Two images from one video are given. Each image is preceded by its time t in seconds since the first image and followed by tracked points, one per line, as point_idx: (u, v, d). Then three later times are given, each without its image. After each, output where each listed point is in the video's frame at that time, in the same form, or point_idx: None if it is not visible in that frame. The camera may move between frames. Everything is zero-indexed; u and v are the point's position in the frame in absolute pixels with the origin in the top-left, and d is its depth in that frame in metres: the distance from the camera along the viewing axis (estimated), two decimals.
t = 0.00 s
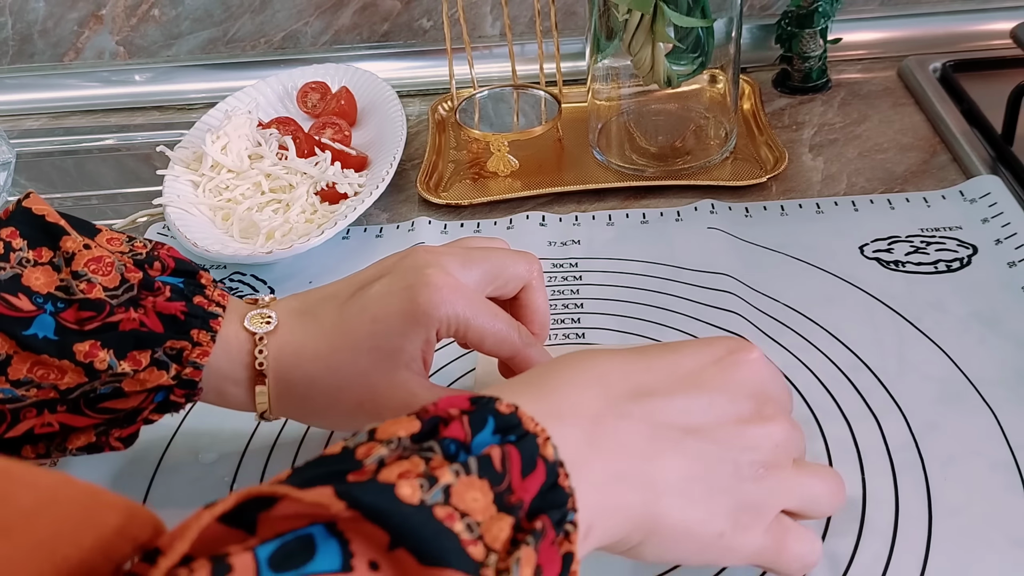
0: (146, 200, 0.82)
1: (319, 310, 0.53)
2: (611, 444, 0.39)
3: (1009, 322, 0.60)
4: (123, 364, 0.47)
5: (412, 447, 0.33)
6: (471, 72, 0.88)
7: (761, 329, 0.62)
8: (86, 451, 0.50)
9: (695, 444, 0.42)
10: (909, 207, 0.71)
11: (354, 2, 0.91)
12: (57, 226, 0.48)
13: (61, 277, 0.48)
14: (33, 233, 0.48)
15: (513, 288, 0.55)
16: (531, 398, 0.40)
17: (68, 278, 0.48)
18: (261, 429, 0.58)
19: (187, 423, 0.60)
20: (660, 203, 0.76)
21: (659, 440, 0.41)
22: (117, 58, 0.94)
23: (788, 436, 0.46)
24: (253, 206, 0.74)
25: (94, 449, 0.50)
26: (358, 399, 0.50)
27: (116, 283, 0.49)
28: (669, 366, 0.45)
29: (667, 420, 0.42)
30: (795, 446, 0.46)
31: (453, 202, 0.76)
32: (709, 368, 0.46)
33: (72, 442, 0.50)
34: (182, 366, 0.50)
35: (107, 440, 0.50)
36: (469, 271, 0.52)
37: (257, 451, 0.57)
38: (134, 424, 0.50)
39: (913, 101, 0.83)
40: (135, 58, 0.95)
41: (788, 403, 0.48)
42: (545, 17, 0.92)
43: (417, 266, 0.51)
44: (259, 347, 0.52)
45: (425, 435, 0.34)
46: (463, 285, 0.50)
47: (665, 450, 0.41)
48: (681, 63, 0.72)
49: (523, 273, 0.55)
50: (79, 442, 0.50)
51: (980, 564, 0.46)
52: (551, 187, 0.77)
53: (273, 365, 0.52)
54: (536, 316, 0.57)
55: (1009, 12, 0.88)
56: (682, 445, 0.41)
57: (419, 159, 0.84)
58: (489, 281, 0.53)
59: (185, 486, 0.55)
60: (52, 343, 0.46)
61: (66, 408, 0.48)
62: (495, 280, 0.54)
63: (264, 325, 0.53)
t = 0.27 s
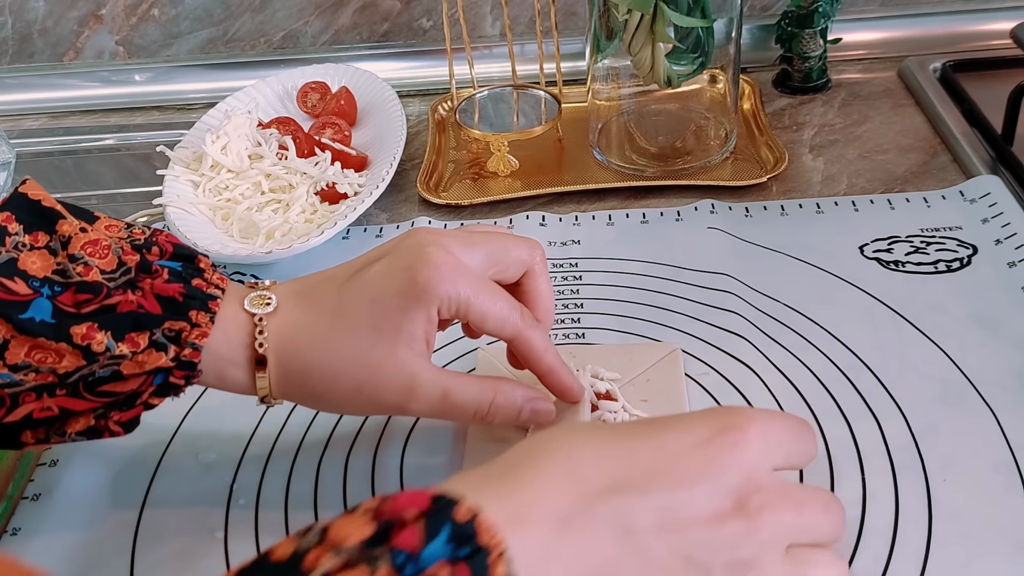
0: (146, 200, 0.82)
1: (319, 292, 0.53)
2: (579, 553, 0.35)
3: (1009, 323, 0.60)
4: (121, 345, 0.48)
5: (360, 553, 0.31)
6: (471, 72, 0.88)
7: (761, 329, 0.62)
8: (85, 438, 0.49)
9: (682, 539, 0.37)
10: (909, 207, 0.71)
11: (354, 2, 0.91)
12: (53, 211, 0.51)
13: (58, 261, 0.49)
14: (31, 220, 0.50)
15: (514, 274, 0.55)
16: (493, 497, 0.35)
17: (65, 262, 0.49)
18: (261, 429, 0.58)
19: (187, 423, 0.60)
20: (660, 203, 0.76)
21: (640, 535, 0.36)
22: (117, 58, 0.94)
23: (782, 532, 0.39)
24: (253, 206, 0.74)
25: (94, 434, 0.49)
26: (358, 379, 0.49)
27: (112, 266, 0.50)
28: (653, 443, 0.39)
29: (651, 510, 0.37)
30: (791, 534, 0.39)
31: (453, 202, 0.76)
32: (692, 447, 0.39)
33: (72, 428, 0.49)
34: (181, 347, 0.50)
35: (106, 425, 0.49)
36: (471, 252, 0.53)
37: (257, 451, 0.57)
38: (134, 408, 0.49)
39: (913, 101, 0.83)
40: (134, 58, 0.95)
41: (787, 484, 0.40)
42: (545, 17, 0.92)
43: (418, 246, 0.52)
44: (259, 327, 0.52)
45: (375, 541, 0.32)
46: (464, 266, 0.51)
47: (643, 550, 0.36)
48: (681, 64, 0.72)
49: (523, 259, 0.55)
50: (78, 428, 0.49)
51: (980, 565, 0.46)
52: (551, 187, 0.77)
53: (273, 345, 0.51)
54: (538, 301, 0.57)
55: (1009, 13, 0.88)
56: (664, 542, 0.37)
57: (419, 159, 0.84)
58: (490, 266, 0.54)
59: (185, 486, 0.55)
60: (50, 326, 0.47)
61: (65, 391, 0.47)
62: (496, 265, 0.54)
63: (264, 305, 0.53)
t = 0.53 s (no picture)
0: (146, 200, 0.82)
1: (341, 288, 0.52)
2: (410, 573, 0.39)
3: (1009, 322, 0.60)
4: (144, 338, 0.47)
5: None
6: (471, 72, 0.88)
7: (761, 329, 0.62)
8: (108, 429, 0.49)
9: (464, 489, 0.39)
10: (909, 207, 0.71)
11: (354, 2, 0.91)
12: (76, 203, 0.50)
13: (81, 254, 0.49)
14: (53, 211, 0.50)
15: (536, 280, 0.55)
16: (279, 508, 0.40)
17: (88, 255, 0.49)
18: (261, 429, 0.59)
19: (187, 422, 0.60)
20: (660, 203, 0.76)
21: (419, 499, 0.39)
22: (117, 58, 0.94)
23: (527, 454, 0.42)
24: (252, 206, 0.74)
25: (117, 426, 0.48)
26: (380, 379, 0.49)
27: (136, 259, 0.50)
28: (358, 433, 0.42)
29: (412, 476, 0.40)
30: (520, 465, 0.41)
31: (453, 202, 0.76)
32: (407, 421, 0.41)
33: (94, 418, 0.48)
34: (203, 341, 0.49)
35: (129, 416, 0.48)
36: (492, 257, 0.52)
37: (257, 450, 0.57)
38: (157, 400, 0.48)
39: (913, 101, 0.83)
40: (134, 58, 0.95)
41: (493, 428, 0.42)
42: (545, 17, 0.92)
43: (442, 247, 0.51)
44: (282, 321, 0.51)
45: None
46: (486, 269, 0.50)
47: (445, 517, 0.39)
48: (681, 64, 0.72)
49: (545, 268, 0.55)
50: (100, 418, 0.48)
51: (979, 564, 0.46)
52: (552, 187, 0.77)
53: (297, 342, 0.51)
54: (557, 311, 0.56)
55: (1009, 13, 0.88)
56: (449, 493, 0.39)
57: (419, 159, 0.84)
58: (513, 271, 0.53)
59: (185, 485, 0.55)
60: (74, 318, 0.47)
61: (89, 383, 0.47)
62: (519, 271, 0.54)
63: (286, 300, 0.52)
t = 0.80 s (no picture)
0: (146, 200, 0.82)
1: (339, 259, 0.53)
2: None
3: (1009, 322, 0.60)
4: (147, 307, 0.46)
5: None
6: (471, 72, 0.88)
7: (761, 329, 0.62)
8: (110, 404, 0.47)
9: (487, 502, 0.42)
10: (909, 207, 0.71)
11: (354, 1, 0.91)
12: (76, 179, 0.50)
13: (82, 228, 0.48)
14: (52, 188, 0.49)
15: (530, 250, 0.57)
16: (309, 498, 0.43)
17: (89, 228, 0.48)
18: (261, 429, 0.58)
19: (187, 422, 0.60)
20: (660, 203, 0.76)
21: (443, 509, 0.42)
22: (117, 57, 0.94)
23: (550, 484, 0.45)
24: (252, 206, 0.75)
25: (118, 400, 0.47)
26: (378, 340, 0.48)
27: (137, 234, 0.49)
28: (391, 441, 0.46)
29: (439, 486, 0.43)
30: (542, 494, 0.44)
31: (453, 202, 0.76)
32: (442, 436, 0.45)
33: (95, 392, 0.47)
34: (206, 309, 0.48)
35: (130, 389, 0.47)
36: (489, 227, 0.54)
37: (257, 450, 0.57)
38: (159, 371, 0.47)
39: (913, 101, 0.83)
40: (135, 58, 0.95)
41: (521, 455, 0.46)
42: (545, 17, 0.92)
43: (439, 216, 0.53)
44: (283, 287, 0.51)
45: None
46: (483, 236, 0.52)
47: (468, 526, 0.42)
48: (681, 63, 0.72)
49: (540, 239, 0.57)
50: (101, 392, 0.47)
51: (979, 564, 0.46)
52: (551, 187, 0.77)
53: (296, 308, 0.50)
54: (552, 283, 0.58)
55: (1010, 12, 0.88)
56: (473, 505, 0.42)
57: (419, 159, 0.84)
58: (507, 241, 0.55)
59: (185, 485, 0.55)
60: (76, 290, 0.46)
61: (91, 356, 0.46)
62: (514, 242, 0.55)
63: (287, 270, 0.52)
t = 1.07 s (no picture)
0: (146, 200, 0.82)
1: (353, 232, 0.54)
2: None
3: (1009, 322, 0.60)
4: (152, 299, 0.46)
5: None
6: (471, 72, 0.88)
7: (761, 329, 0.62)
8: (116, 388, 0.47)
9: (496, 516, 0.40)
10: (909, 207, 0.71)
11: (354, 1, 0.91)
12: (82, 164, 0.48)
13: (87, 216, 0.47)
14: (59, 171, 0.48)
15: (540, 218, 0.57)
16: (309, 514, 0.40)
17: (95, 216, 0.47)
18: (261, 429, 0.59)
19: (187, 422, 0.60)
20: (660, 203, 0.76)
21: (450, 522, 0.40)
22: (117, 57, 0.94)
23: (556, 486, 0.42)
24: (252, 206, 0.75)
25: (124, 384, 0.47)
26: (381, 344, 0.48)
27: (143, 221, 0.48)
28: (391, 444, 0.43)
29: (443, 496, 0.40)
30: (548, 496, 0.42)
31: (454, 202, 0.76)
32: (445, 440, 0.42)
33: (101, 377, 0.47)
34: (211, 301, 0.47)
35: (136, 375, 0.47)
36: (511, 232, 0.51)
37: (257, 450, 0.57)
38: (165, 359, 0.47)
39: (913, 101, 0.83)
40: (135, 58, 0.95)
41: (527, 454, 0.43)
42: (545, 17, 0.92)
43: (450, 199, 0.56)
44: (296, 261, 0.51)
45: None
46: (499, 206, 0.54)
47: (473, 542, 0.40)
48: (681, 63, 0.72)
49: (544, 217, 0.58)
50: (108, 377, 0.47)
51: (979, 565, 0.46)
52: (551, 187, 0.77)
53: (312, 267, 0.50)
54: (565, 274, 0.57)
55: (1010, 12, 0.88)
56: (480, 518, 0.40)
57: (419, 159, 0.84)
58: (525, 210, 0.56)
59: (185, 486, 0.55)
60: (81, 280, 0.45)
61: (97, 343, 0.45)
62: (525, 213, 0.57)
63: (300, 257, 0.51)
